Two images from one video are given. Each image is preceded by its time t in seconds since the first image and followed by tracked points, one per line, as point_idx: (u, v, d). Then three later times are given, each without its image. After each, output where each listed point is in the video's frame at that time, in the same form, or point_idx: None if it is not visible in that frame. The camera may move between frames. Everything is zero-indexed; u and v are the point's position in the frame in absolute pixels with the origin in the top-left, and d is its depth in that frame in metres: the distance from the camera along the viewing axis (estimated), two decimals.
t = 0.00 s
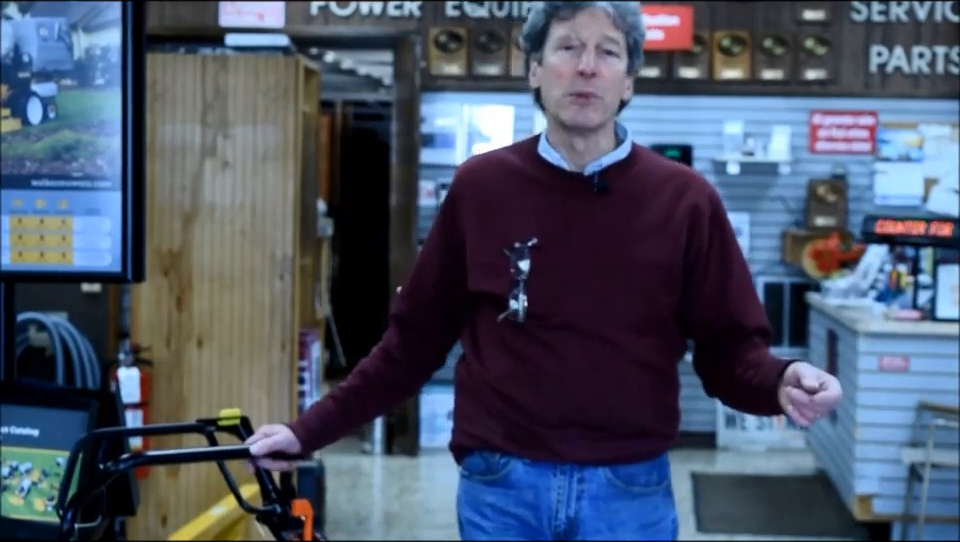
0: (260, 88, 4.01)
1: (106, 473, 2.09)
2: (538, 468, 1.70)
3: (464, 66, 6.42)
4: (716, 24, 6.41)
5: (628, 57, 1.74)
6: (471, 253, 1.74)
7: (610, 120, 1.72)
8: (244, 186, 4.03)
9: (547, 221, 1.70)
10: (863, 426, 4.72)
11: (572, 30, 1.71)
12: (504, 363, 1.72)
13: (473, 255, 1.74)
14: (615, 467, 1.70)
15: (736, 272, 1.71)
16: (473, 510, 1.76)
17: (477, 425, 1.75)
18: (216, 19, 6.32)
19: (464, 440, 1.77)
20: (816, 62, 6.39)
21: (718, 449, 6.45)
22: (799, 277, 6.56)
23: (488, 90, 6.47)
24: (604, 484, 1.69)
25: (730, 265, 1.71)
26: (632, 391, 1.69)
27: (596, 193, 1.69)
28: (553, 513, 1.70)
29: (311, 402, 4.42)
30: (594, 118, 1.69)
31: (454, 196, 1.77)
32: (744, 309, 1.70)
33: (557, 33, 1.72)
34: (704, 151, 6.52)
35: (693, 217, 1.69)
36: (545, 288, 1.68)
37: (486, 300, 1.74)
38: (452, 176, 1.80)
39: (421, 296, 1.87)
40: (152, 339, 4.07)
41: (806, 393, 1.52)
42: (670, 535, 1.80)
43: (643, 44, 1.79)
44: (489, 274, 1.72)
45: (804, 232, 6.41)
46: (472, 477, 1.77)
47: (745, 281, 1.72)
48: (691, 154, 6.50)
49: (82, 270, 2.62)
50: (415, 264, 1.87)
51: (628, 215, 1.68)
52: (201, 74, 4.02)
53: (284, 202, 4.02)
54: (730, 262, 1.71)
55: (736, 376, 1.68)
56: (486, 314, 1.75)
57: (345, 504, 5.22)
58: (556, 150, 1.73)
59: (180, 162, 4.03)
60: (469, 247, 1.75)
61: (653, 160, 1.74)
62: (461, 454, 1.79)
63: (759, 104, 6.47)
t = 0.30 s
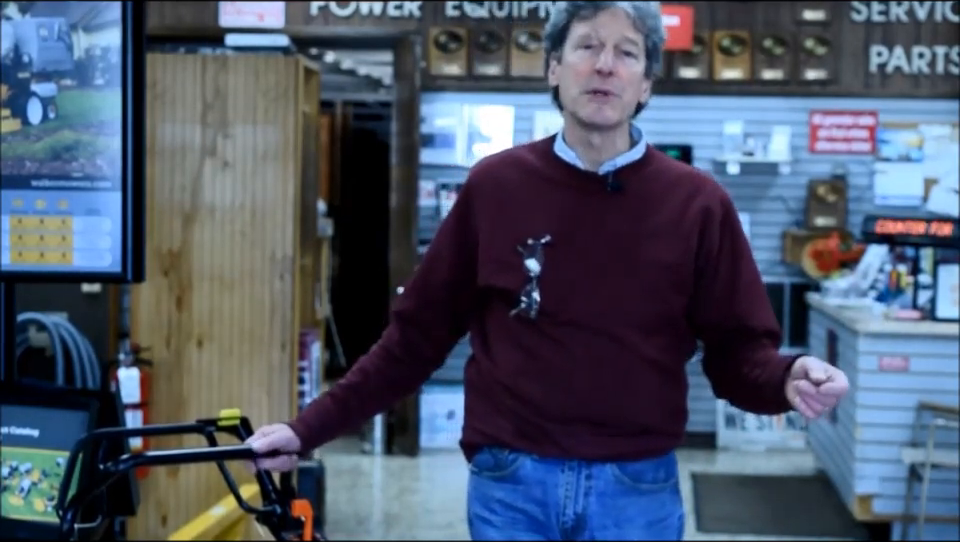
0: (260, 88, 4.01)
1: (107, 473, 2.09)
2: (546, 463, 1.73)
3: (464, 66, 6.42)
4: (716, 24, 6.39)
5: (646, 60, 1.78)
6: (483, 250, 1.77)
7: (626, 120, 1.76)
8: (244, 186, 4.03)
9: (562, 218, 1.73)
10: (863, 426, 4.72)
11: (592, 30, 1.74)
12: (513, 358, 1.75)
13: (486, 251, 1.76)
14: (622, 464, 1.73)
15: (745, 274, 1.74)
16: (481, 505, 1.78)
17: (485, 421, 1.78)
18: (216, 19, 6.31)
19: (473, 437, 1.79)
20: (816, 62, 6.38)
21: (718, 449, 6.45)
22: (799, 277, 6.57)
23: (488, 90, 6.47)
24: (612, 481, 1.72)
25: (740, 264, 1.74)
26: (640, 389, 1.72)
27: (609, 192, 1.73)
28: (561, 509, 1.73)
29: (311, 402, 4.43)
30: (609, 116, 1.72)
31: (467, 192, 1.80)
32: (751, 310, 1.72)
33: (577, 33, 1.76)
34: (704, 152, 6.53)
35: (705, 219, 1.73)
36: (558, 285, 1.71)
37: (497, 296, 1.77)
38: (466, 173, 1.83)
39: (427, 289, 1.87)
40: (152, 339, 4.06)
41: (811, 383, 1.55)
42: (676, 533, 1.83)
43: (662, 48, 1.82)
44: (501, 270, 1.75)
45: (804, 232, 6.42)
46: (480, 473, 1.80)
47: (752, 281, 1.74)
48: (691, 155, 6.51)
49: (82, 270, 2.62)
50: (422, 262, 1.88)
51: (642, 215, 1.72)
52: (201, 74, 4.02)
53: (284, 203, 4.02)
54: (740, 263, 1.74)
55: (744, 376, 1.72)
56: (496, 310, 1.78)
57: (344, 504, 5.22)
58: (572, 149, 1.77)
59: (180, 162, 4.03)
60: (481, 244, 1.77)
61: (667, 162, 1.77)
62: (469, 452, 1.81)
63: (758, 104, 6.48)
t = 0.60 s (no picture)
0: (252, 88, 3.95)
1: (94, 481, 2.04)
2: (547, 467, 1.74)
3: (461, 64, 6.37)
4: (718, 22, 6.31)
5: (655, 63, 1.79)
6: (486, 251, 1.79)
7: (632, 122, 1.77)
8: (235, 186, 3.97)
9: (565, 219, 1.74)
10: (868, 431, 4.66)
11: (601, 30, 1.76)
12: (516, 357, 1.76)
13: (490, 251, 1.78)
14: (625, 468, 1.74)
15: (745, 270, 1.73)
16: (483, 509, 1.80)
17: (489, 427, 1.79)
18: (207, 16, 6.25)
19: (475, 443, 1.81)
20: (820, 60, 6.32)
21: (721, 456, 6.39)
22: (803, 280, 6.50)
23: (485, 89, 6.39)
24: (613, 484, 1.74)
25: (747, 265, 1.74)
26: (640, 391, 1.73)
27: (615, 192, 1.74)
28: (562, 513, 1.75)
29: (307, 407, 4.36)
30: (614, 117, 1.73)
31: (472, 190, 1.82)
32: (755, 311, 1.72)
33: (586, 33, 1.78)
34: (705, 151, 6.47)
35: (711, 219, 1.73)
36: (559, 286, 1.73)
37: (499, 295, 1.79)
38: (472, 173, 1.84)
39: (424, 294, 1.87)
40: (141, 342, 4.02)
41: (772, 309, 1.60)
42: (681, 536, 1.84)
43: (672, 53, 1.83)
44: (502, 271, 1.77)
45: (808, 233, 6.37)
46: (483, 476, 1.82)
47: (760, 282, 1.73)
48: (692, 154, 6.44)
49: (69, 272, 2.55)
50: (422, 262, 1.89)
51: (647, 215, 1.73)
52: (192, 73, 3.98)
53: (276, 204, 3.96)
54: (745, 262, 1.74)
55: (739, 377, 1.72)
56: (499, 313, 1.79)
57: (339, 511, 5.15)
58: (577, 150, 1.78)
59: (170, 162, 3.98)
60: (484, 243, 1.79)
61: (675, 164, 1.78)
62: (474, 457, 1.83)
63: (761, 102, 6.42)
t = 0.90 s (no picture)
0: (249, 85, 3.92)
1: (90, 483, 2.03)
2: (553, 467, 1.83)
3: (460, 62, 6.32)
4: (720, 21, 6.31)
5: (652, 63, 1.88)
6: (490, 251, 1.87)
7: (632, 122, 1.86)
8: (232, 185, 3.94)
9: (567, 220, 1.83)
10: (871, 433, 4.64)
11: (599, 32, 1.85)
12: (520, 359, 1.85)
13: (491, 250, 1.87)
14: (630, 467, 1.83)
15: (746, 265, 1.81)
16: (490, 510, 1.89)
17: (497, 430, 1.88)
18: (205, 14, 6.25)
19: (482, 445, 1.91)
20: (823, 58, 6.29)
21: (723, 458, 6.37)
22: (806, 281, 6.47)
23: (485, 87, 6.37)
24: (619, 483, 1.82)
25: (747, 262, 1.81)
26: (640, 387, 1.81)
27: (615, 192, 1.83)
28: (568, 512, 1.83)
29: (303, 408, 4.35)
30: (615, 121, 1.82)
31: (476, 191, 1.90)
32: (756, 307, 1.79)
33: (584, 34, 1.86)
34: (707, 150, 6.43)
35: (709, 217, 1.82)
36: (561, 286, 1.81)
37: (503, 294, 1.87)
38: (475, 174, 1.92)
39: (426, 298, 1.94)
40: (137, 343, 3.99)
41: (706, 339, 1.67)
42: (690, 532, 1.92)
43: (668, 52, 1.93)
44: (504, 271, 1.85)
45: (811, 232, 6.37)
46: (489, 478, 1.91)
47: (761, 280, 1.81)
48: (694, 153, 6.40)
49: (64, 272, 2.53)
50: (424, 261, 1.95)
51: (648, 215, 1.82)
52: (188, 70, 3.94)
53: (274, 203, 3.93)
54: (745, 259, 1.81)
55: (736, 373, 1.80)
56: (503, 313, 1.88)
57: (337, 514, 5.13)
58: (578, 149, 1.87)
59: (167, 161, 3.95)
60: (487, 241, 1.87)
61: (674, 164, 1.87)
62: (480, 457, 1.92)
63: (764, 101, 6.38)
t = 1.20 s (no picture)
0: (258, 86, 3.98)
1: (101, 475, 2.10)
2: (565, 460, 1.92)
3: (464, 63, 6.42)
4: (719, 21, 6.40)
5: (643, 67, 1.93)
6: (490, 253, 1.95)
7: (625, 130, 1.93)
8: (241, 184, 4.00)
9: (566, 224, 1.91)
10: (866, 426, 4.68)
11: (590, 47, 1.90)
12: (525, 359, 1.95)
13: (493, 254, 1.95)
14: (638, 455, 1.93)
15: (738, 265, 1.90)
16: (502, 501, 1.98)
17: (508, 427, 1.97)
18: (213, 16, 6.31)
19: (495, 442, 2.00)
20: (819, 59, 6.37)
21: (721, 450, 6.42)
22: (802, 277, 6.55)
23: (487, 88, 6.46)
24: (629, 471, 1.92)
25: (737, 258, 1.91)
26: (643, 383, 1.90)
27: (612, 196, 1.91)
28: (582, 503, 1.93)
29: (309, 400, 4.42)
30: (609, 132, 1.89)
31: (475, 194, 1.98)
32: (748, 304, 1.88)
33: (575, 47, 1.91)
34: (706, 149, 6.49)
35: (702, 217, 1.91)
36: (563, 289, 1.90)
37: (505, 295, 1.96)
38: (472, 178, 2.00)
39: (428, 298, 2.01)
40: (148, 339, 4.06)
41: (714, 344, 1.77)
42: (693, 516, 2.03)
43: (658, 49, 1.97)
44: (506, 274, 1.93)
45: (808, 231, 6.39)
46: (502, 473, 2.00)
47: (751, 275, 1.91)
48: (693, 152, 6.45)
49: (78, 270, 2.52)
50: (425, 261, 2.03)
51: (643, 217, 1.90)
52: (198, 71, 3.99)
53: (282, 202, 3.99)
54: (735, 255, 1.91)
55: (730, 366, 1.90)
56: (506, 314, 1.97)
57: (342, 507, 5.17)
58: (574, 155, 1.95)
59: (177, 160, 4.01)
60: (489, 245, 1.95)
61: (664, 165, 1.96)
62: (493, 454, 2.01)
63: (763, 102, 6.45)
